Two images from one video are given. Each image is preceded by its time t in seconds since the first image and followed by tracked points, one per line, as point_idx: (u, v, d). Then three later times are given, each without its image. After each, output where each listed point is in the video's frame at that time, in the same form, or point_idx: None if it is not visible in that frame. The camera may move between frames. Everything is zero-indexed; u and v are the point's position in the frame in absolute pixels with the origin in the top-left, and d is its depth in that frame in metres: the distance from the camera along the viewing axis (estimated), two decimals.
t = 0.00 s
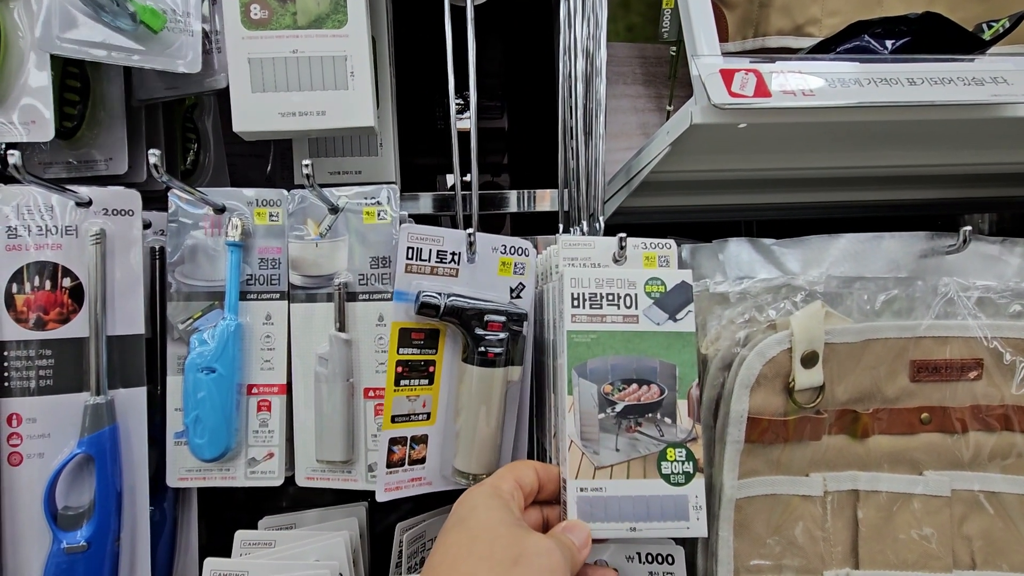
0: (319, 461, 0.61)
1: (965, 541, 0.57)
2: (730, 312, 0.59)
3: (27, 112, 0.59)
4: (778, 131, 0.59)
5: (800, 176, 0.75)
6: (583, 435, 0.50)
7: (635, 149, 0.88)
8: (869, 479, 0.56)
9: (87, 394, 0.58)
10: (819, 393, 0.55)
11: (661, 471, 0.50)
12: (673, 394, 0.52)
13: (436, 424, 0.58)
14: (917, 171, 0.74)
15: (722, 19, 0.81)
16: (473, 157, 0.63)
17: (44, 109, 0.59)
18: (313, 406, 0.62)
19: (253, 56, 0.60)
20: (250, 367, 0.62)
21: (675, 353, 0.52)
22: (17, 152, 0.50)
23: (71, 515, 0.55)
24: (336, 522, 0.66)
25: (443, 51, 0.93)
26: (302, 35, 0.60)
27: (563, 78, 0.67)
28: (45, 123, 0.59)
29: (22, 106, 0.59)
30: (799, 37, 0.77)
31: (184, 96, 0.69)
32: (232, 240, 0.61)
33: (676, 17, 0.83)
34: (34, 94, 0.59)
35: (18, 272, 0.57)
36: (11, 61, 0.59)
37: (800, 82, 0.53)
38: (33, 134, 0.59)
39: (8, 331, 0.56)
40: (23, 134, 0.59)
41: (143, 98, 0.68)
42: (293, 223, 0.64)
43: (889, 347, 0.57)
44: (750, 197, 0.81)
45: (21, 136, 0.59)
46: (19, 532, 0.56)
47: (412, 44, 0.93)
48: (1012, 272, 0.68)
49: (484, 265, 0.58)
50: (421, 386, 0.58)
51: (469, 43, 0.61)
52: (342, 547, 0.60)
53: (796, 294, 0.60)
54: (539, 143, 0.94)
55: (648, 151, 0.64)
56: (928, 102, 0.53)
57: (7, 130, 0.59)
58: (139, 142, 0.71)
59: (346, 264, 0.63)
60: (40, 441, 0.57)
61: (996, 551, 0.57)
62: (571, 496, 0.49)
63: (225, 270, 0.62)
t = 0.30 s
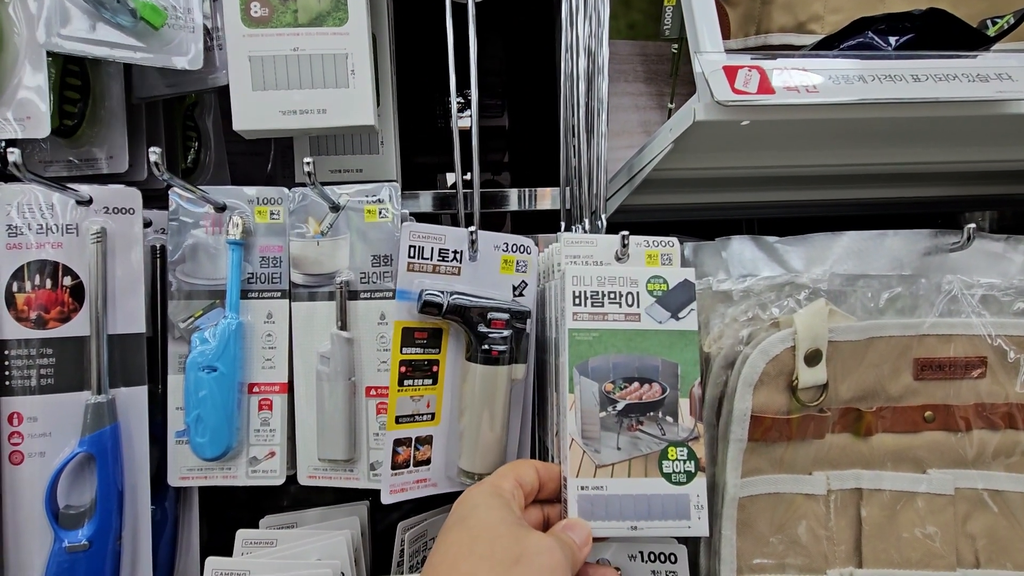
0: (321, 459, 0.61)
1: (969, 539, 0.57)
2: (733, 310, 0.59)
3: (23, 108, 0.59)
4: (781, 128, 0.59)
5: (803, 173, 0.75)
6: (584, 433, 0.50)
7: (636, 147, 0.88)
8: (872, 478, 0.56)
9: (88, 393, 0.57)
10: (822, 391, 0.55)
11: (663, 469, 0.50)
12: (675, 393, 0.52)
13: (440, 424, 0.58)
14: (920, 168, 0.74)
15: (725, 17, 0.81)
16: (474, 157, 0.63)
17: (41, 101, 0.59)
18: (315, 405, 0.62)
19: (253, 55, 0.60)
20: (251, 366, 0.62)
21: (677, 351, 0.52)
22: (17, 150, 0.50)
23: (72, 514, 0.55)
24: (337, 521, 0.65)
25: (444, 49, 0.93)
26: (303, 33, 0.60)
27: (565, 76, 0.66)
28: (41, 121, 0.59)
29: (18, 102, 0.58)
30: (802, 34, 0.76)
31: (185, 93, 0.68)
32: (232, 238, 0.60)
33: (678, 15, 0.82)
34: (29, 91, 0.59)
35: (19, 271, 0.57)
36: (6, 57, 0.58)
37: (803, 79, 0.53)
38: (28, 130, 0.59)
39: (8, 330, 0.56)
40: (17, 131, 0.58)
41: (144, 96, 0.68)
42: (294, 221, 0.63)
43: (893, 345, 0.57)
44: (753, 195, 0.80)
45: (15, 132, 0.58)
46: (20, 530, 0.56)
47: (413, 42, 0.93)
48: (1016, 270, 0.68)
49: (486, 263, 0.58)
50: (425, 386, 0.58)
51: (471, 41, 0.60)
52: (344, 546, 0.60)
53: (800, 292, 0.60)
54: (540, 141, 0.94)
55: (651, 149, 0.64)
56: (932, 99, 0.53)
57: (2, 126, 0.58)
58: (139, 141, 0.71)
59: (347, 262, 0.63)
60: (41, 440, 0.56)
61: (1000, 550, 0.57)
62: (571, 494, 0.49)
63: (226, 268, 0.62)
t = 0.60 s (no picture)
0: (321, 458, 0.61)
1: (968, 537, 0.57)
2: (733, 308, 0.59)
3: (33, 111, 0.59)
4: (781, 127, 0.59)
5: (803, 172, 0.75)
6: (586, 431, 0.50)
7: (637, 145, 0.88)
8: (872, 475, 0.56)
9: (90, 391, 0.58)
10: (822, 389, 0.55)
11: (664, 467, 0.50)
12: (676, 391, 0.52)
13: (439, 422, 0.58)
14: (920, 167, 0.74)
15: (725, 15, 0.81)
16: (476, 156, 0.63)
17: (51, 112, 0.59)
18: (315, 403, 0.62)
19: (254, 54, 0.60)
20: (252, 364, 0.62)
21: (678, 350, 0.52)
22: (18, 149, 0.50)
23: (74, 512, 0.55)
24: (338, 519, 0.66)
25: (444, 47, 0.93)
26: (303, 32, 0.60)
27: (566, 75, 0.66)
28: (51, 123, 0.59)
29: (28, 105, 0.59)
30: (802, 33, 0.76)
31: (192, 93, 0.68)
32: (232, 237, 0.61)
33: (678, 13, 0.82)
34: (40, 92, 0.59)
35: (20, 270, 0.57)
36: (14, 59, 0.59)
37: (803, 77, 0.53)
38: (39, 132, 0.59)
39: (9, 328, 0.56)
40: (30, 133, 0.59)
41: (153, 94, 0.67)
42: (294, 219, 0.64)
43: (892, 343, 0.57)
44: (753, 193, 0.80)
45: (27, 134, 0.59)
46: (21, 529, 0.56)
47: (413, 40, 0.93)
48: (1015, 267, 0.68)
49: (486, 261, 0.58)
50: (424, 384, 0.58)
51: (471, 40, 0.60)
52: (346, 544, 0.60)
53: (800, 290, 0.60)
54: (541, 140, 0.93)
55: (651, 148, 0.64)
56: (932, 98, 0.53)
57: (14, 130, 0.58)
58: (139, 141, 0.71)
59: (347, 260, 0.63)
60: (43, 438, 0.56)
61: (999, 547, 0.57)
62: (574, 492, 0.49)
63: (226, 267, 0.62)
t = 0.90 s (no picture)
0: (321, 455, 0.61)
1: (967, 534, 0.57)
2: (733, 306, 0.60)
3: (26, 107, 0.59)
4: (780, 125, 0.59)
5: (802, 170, 0.75)
6: (586, 429, 0.50)
7: (636, 143, 0.88)
8: (870, 472, 0.56)
9: (89, 389, 0.58)
10: (821, 386, 0.55)
11: (663, 464, 0.50)
12: (675, 388, 0.52)
13: (439, 419, 0.58)
14: (919, 165, 0.74)
15: (725, 13, 0.81)
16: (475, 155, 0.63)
17: (44, 102, 0.59)
18: (316, 401, 0.62)
19: (253, 51, 0.60)
20: (252, 362, 0.62)
21: (677, 348, 0.52)
22: (18, 147, 0.50)
23: (74, 510, 0.55)
24: (338, 516, 0.66)
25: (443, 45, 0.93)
26: (303, 28, 0.60)
27: (565, 73, 0.66)
28: (46, 118, 0.59)
29: (21, 101, 0.59)
30: (801, 31, 0.76)
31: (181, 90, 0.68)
32: (232, 235, 0.61)
33: (677, 11, 0.82)
34: (32, 88, 0.59)
35: (20, 268, 0.57)
36: (9, 57, 0.59)
37: (803, 75, 0.53)
38: (33, 129, 0.59)
39: (9, 326, 0.56)
40: (23, 129, 0.59)
41: (139, 92, 0.67)
42: (293, 217, 0.64)
43: (891, 341, 0.57)
44: (753, 191, 0.80)
45: (21, 130, 0.59)
46: (22, 526, 0.56)
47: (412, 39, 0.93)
48: (1014, 265, 0.69)
49: (486, 259, 0.58)
50: (424, 381, 0.58)
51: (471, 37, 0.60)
52: (346, 541, 0.60)
53: (799, 287, 0.60)
54: (540, 138, 0.93)
55: (650, 146, 0.64)
56: (931, 95, 0.53)
57: (7, 125, 0.58)
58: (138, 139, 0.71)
59: (347, 259, 0.63)
60: (43, 436, 0.56)
61: (997, 545, 0.57)
62: (573, 490, 0.50)
63: (226, 265, 0.62)
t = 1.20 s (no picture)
0: (323, 454, 0.61)
1: (967, 532, 0.57)
2: (733, 304, 0.60)
3: (25, 105, 0.59)
4: (781, 124, 0.60)
5: (803, 169, 0.75)
6: (588, 428, 0.50)
7: (637, 142, 0.88)
8: (871, 471, 0.56)
9: (92, 388, 0.58)
10: (821, 385, 0.56)
11: (665, 462, 0.51)
12: (676, 387, 0.52)
13: (441, 418, 0.58)
14: (920, 164, 0.74)
15: (725, 12, 0.81)
16: (477, 155, 0.63)
17: (42, 98, 0.59)
18: (317, 400, 0.62)
19: (254, 52, 0.60)
20: (254, 361, 0.62)
21: (678, 347, 0.52)
22: (20, 146, 0.50)
23: (77, 508, 0.56)
24: (340, 515, 0.66)
25: (444, 45, 0.93)
26: (303, 30, 0.60)
27: (566, 73, 0.67)
28: (43, 116, 0.59)
29: (20, 99, 0.59)
30: (802, 30, 0.76)
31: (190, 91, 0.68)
32: (233, 234, 0.61)
33: (678, 11, 0.82)
34: (31, 87, 0.59)
35: (23, 267, 0.57)
36: (8, 56, 0.58)
37: (803, 75, 0.53)
38: (31, 127, 0.59)
39: (12, 325, 0.57)
40: (22, 127, 0.59)
41: (153, 93, 0.67)
42: (295, 217, 0.64)
43: (891, 340, 0.57)
44: (754, 190, 0.80)
45: (18, 129, 0.59)
46: (25, 525, 0.56)
47: (413, 38, 0.93)
48: (1014, 264, 0.69)
49: (487, 258, 0.58)
50: (426, 380, 0.58)
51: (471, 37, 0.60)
52: (348, 540, 0.60)
53: (799, 286, 0.60)
54: (541, 137, 0.94)
55: (651, 145, 0.64)
56: (932, 95, 0.53)
57: (5, 124, 0.58)
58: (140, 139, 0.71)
59: (349, 258, 0.63)
60: (46, 435, 0.57)
61: (997, 543, 0.57)
62: (576, 488, 0.50)
63: (228, 264, 0.62)
